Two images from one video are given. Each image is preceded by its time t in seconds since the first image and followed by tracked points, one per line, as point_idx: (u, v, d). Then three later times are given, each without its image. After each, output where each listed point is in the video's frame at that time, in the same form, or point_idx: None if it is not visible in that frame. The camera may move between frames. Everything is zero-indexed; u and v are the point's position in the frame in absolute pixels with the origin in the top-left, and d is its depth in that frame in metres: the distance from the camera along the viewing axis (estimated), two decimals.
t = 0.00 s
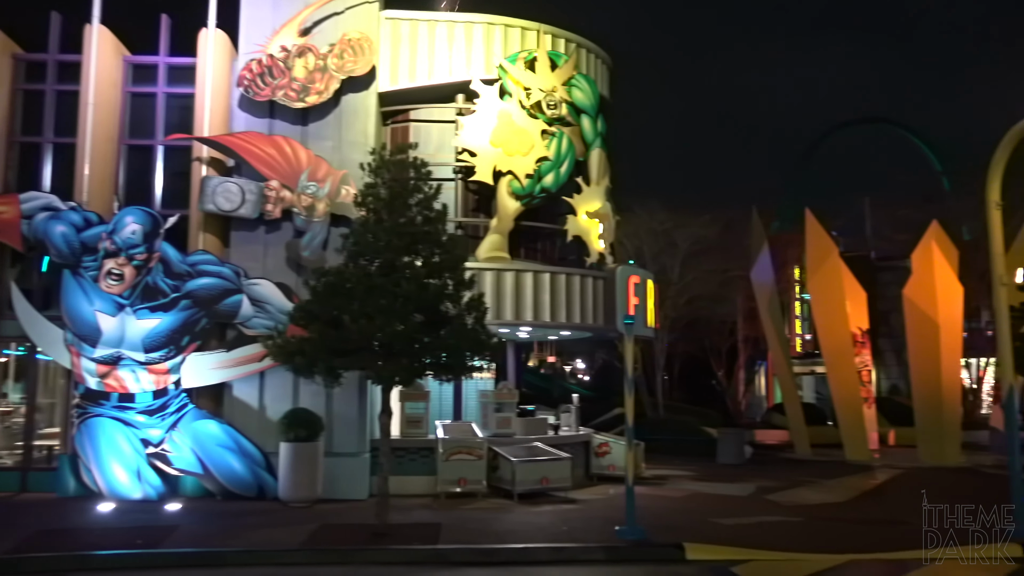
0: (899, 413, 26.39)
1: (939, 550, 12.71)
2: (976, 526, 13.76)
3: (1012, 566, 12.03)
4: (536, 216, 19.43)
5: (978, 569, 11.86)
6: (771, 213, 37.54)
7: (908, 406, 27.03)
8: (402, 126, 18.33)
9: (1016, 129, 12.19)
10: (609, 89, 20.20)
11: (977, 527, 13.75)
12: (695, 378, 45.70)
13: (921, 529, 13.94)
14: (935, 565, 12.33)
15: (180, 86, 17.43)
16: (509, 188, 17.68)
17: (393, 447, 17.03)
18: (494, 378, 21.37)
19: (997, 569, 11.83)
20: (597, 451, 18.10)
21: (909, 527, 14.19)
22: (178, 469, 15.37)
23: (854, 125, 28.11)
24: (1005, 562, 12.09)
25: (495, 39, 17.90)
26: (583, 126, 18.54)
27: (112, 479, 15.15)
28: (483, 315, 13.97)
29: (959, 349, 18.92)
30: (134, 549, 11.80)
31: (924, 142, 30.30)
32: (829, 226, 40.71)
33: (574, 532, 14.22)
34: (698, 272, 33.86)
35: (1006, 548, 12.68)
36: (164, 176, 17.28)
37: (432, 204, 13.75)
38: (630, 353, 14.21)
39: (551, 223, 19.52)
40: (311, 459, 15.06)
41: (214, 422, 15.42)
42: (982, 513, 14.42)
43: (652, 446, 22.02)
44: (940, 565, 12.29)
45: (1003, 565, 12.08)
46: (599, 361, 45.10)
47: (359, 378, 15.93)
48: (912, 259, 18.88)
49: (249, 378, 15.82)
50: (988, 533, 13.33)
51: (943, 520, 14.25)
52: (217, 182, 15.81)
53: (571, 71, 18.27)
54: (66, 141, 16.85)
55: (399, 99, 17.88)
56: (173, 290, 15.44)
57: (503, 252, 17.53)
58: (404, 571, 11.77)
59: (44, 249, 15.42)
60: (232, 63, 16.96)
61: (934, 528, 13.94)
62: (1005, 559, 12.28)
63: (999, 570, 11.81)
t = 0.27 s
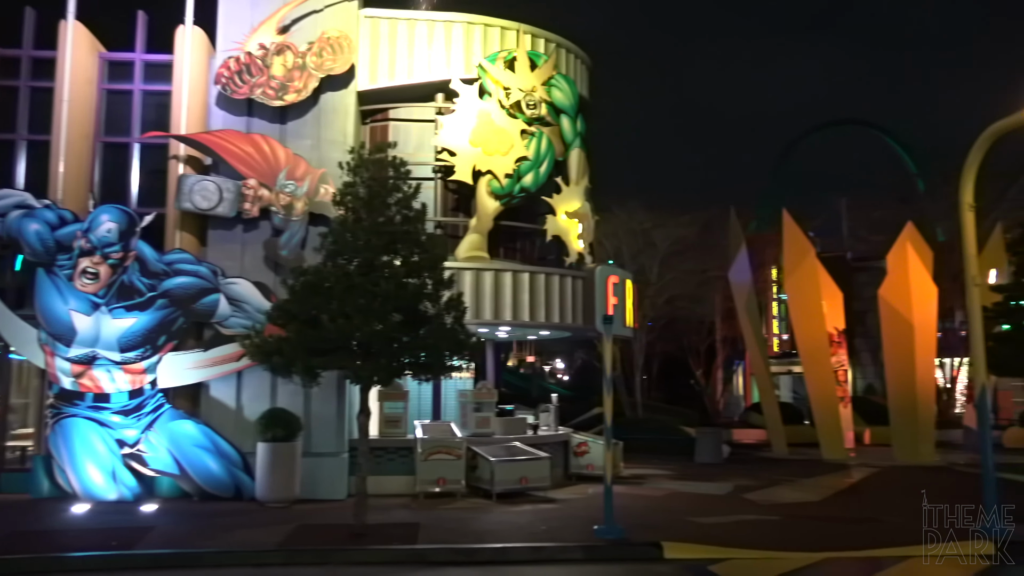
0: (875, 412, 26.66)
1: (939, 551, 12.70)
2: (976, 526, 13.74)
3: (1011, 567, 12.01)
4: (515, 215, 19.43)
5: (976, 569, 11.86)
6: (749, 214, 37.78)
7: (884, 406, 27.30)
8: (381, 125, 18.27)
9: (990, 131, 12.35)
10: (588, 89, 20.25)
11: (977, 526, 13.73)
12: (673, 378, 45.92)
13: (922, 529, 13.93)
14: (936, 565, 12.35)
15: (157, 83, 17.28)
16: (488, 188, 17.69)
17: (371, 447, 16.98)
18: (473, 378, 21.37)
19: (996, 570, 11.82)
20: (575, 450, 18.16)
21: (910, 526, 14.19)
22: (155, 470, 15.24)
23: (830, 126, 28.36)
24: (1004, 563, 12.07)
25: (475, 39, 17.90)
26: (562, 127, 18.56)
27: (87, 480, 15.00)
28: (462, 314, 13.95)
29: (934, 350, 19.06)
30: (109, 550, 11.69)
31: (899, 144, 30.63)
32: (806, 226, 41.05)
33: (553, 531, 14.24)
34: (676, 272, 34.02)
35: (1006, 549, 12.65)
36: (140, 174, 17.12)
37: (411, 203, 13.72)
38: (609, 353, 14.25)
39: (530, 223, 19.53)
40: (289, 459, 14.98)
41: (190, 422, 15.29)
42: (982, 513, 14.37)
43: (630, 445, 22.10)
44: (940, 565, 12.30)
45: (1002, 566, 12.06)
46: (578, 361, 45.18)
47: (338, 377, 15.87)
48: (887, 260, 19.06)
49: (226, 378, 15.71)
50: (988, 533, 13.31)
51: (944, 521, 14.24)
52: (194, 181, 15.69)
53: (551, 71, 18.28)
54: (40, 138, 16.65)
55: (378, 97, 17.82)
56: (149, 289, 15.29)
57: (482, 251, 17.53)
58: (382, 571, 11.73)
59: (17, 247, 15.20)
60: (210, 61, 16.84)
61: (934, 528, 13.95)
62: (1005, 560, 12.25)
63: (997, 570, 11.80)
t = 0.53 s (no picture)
0: (851, 412, 26.92)
1: (940, 552, 12.61)
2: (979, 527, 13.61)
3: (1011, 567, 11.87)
4: (495, 215, 19.42)
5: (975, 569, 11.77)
6: (728, 214, 38.00)
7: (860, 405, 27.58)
8: (361, 124, 18.21)
9: (964, 134, 12.51)
10: (568, 90, 20.28)
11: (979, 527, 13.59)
12: (652, 378, 46.12)
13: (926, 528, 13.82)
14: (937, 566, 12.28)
15: (134, 81, 17.12)
16: (468, 188, 17.69)
17: (350, 447, 16.90)
18: (452, 378, 21.35)
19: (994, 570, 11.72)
20: (555, 450, 18.19)
21: (912, 526, 14.08)
22: (131, 470, 15.10)
23: (808, 128, 28.60)
24: (1005, 563, 11.93)
25: (455, 38, 17.88)
26: (542, 127, 18.58)
27: (62, 481, 14.84)
28: (442, 314, 13.92)
29: (909, 350, 19.30)
30: (84, 552, 11.58)
31: (875, 146, 30.95)
32: (783, 227, 41.35)
33: (532, 531, 14.26)
34: (655, 272, 34.15)
35: (1007, 550, 12.52)
36: (116, 173, 16.97)
37: (390, 203, 13.69)
38: (588, 353, 14.26)
39: (510, 222, 19.54)
40: (267, 459, 14.89)
41: (167, 423, 15.17)
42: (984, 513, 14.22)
43: (608, 444, 22.17)
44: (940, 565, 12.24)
45: (1003, 566, 11.92)
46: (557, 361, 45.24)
47: (316, 377, 15.79)
48: (863, 261, 19.24)
49: (203, 377, 15.59)
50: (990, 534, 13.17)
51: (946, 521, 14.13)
52: (171, 179, 15.55)
53: (530, 71, 18.30)
54: (14, 135, 16.44)
55: (358, 96, 17.75)
56: (125, 289, 15.14)
57: (462, 251, 17.51)
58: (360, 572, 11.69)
59: None
60: (188, 58, 16.70)
61: (935, 528, 13.86)
62: (1007, 561, 12.11)
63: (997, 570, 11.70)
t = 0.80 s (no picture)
0: (823, 410, 27.20)
1: (939, 553, 12.49)
2: (979, 527, 13.47)
3: (1010, 568, 11.73)
4: (470, 214, 19.41)
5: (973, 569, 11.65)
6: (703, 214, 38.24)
7: (831, 404, 27.88)
8: (336, 122, 18.11)
9: (933, 136, 12.67)
10: (543, 89, 20.32)
11: (979, 527, 13.45)
12: (627, 376, 46.32)
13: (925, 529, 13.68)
14: (936, 567, 12.18)
15: (105, 76, 16.90)
16: (444, 186, 17.67)
17: (324, 446, 16.81)
18: (427, 376, 21.31)
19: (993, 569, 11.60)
20: (529, 449, 18.21)
21: (911, 526, 13.96)
22: (101, 470, 14.93)
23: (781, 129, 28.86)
24: (1003, 563, 11.80)
25: (431, 36, 17.83)
26: (518, 125, 18.57)
27: (30, 482, 14.62)
28: (416, 313, 13.88)
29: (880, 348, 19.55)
30: (52, 553, 11.45)
31: (847, 148, 31.30)
32: (757, 227, 41.70)
33: (506, 530, 14.27)
34: (631, 272, 34.28)
35: (1006, 550, 12.39)
36: (87, 169, 16.77)
37: (365, 201, 13.63)
38: (563, 352, 14.28)
39: (485, 221, 19.54)
40: (240, 459, 14.77)
41: (138, 422, 15.01)
42: (983, 513, 14.09)
43: (582, 443, 22.24)
44: (939, 566, 12.14)
45: (1002, 566, 11.79)
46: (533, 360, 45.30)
47: (290, 376, 15.69)
48: (835, 261, 19.43)
49: (175, 376, 15.44)
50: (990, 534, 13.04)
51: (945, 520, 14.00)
52: (143, 175, 15.37)
53: (506, 70, 18.31)
54: None
55: (333, 94, 17.66)
56: (96, 286, 14.96)
57: (437, 250, 17.48)
58: (333, 571, 11.65)
59: None
60: (160, 53, 16.52)
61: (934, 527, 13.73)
62: (1007, 561, 11.96)
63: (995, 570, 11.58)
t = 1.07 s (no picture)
0: (795, 409, 27.47)
1: (940, 552, 12.43)
2: (980, 526, 13.41)
3: (1010, 567, 11.67)
4: (447, 213, 19.40)
5: (974, 568, 11.58)
6: (678, 215, 38.46)
7: (804, 403, 28.16)
8: (312, 120, 18.02)
9: (904, 139, 12.83)
10: (520, 89, 20.35)
11: (980, 527, 13.39)
12: (603, 376, 46.51)
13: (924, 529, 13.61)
14: (936, 566, 12.13)
15: (77, 71, 16.73)
16: (420, 185, 17.63)
17: (298, 445, 16.73)
18: (403, 375, 21.29)
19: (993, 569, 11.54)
20: (505, 448, 18.23)
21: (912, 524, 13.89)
22: (71, 470, 14.76)
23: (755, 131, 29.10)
24: (1003, 562, 11.74)
25: (408, 34, 17.77)
26: (495, 125, 18.56)
27: None
28: (392, 312, 13.85)
29: (851, 349, 19.79)
30: (20, 554, 11.35)
31: (820, 150, 31.64)
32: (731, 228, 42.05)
33: (481, 529, 14.28)
34: (607, 272, 34.38)
35: (1006, 549, 12.32)
36: (58, 165, 16.52)
37: (341, 199, 13.57)
38: (539, 351, 14.32)
39: (462, 220, 19.55)
40: (213, 458, 14.65)
41: (110, 422, 14.85)
42: (983, 513, 14.04)
43: (558, 442, 22.29)
44: (939, 566, 12.08)
45: (1002, 565, 11.73)
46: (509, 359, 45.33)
47: (264, 375, 15.59)
48: (808, 261, 19.62)
49: (148, 375, 15.27)
50: (990, 533, 12.98)
51: (945, 519, 13.94)
52: (116, 172, 15.20)
53: (483, 69, 18.30)
54: None
55: (309, 91, 17.57)
56: (67, 284, 14.79)
57: (413, 249, 17.45)
58: (307, 571, 11.59)
59: None
60: (133, 49, 16.32)
61: (934, 527, 13.66)
62: (1006, 561, 11.90)
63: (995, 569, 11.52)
